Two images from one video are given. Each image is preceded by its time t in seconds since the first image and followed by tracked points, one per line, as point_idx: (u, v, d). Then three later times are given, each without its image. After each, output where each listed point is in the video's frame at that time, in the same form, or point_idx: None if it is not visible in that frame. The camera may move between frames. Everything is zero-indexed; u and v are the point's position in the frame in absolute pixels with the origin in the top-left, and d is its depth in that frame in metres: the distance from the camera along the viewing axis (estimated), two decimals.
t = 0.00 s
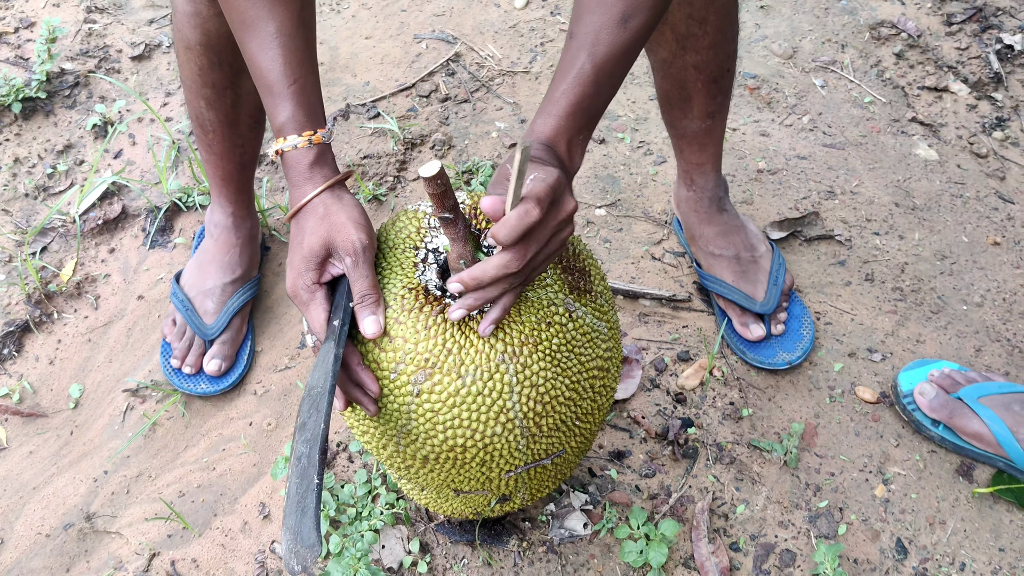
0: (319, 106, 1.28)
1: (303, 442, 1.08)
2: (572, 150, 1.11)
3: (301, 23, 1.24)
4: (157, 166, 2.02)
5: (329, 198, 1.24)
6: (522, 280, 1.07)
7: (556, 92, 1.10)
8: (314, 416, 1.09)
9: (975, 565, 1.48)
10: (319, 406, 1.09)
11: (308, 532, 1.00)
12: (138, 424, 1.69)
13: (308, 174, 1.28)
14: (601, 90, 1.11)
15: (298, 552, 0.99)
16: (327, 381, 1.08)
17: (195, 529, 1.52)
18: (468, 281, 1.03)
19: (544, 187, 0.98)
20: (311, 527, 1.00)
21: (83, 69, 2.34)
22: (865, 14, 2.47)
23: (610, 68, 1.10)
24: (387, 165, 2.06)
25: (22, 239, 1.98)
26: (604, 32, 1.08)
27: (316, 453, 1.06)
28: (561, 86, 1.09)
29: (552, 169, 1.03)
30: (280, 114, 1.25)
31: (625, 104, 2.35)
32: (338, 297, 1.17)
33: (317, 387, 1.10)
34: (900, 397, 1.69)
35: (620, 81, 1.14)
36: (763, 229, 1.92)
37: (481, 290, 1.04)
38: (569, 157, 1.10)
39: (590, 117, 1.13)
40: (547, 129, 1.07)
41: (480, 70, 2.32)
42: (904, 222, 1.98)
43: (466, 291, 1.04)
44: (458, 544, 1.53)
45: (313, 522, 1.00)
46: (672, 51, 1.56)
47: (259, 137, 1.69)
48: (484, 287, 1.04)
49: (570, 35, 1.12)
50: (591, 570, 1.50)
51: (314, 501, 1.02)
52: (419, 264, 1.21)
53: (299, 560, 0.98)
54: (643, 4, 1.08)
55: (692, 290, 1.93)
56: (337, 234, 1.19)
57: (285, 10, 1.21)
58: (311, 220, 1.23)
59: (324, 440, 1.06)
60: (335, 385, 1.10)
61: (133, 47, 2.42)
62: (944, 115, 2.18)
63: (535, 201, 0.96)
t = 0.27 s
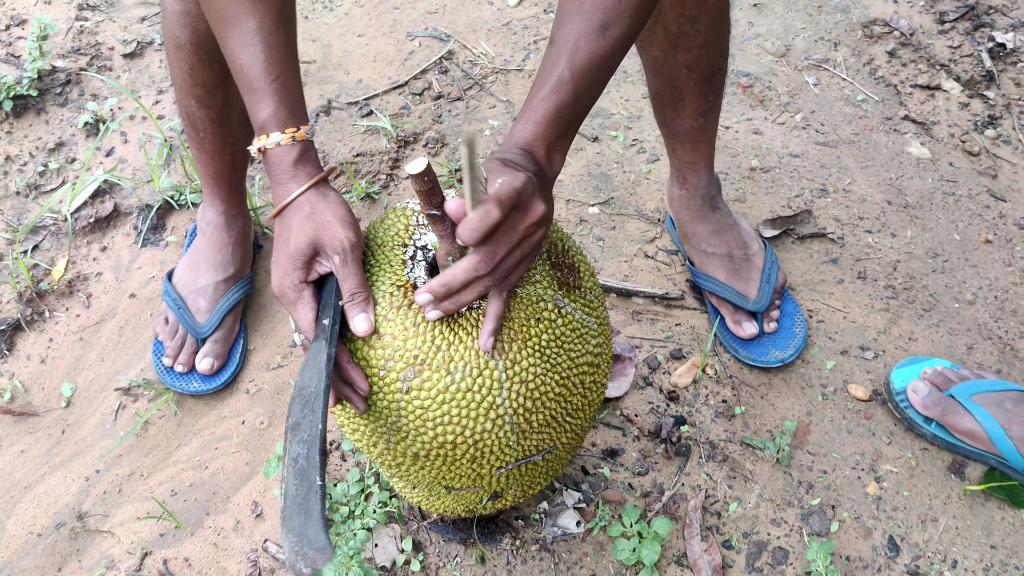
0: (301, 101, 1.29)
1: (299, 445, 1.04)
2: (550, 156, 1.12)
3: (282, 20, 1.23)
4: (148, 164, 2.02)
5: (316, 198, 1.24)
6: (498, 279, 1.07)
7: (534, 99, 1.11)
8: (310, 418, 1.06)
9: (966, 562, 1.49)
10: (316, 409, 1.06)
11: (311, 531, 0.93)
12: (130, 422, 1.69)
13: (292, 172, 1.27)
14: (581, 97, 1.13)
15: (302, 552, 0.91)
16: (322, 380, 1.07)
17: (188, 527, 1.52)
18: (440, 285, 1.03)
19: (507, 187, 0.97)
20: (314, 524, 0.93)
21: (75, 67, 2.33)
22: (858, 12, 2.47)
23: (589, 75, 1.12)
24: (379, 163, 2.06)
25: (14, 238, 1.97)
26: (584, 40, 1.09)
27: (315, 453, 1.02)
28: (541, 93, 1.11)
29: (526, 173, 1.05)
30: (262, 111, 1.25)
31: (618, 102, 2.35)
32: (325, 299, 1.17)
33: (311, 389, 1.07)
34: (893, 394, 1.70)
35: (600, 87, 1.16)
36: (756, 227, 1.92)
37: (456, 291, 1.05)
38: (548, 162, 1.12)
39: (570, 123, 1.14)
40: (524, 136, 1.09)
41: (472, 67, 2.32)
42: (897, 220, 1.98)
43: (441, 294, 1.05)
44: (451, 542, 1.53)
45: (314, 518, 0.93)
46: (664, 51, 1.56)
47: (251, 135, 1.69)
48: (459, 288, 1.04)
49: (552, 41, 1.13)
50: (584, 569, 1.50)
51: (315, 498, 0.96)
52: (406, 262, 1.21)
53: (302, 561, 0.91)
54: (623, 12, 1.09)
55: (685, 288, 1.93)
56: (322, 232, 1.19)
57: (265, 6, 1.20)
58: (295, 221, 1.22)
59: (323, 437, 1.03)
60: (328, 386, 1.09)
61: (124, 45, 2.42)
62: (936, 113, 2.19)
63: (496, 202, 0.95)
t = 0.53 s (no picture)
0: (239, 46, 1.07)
1: (255, 399, 0.93)
2: (544, 155, 1.13)
3: None
4: (144, 160, 2.01)
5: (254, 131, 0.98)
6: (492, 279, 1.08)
7: (528, 97, 1.12)
8: (270, 370, 0.92)
9: (962, 557, 1.49)
10: (276, 362, 0.92)
11: (339, 480, 0.92)
12: (127, 419, 1.69)
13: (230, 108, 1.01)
14: (574, 95, 1.13)
15: (338, 504, 0.92)
16: (282, 330, 0.91)
17: (185, 524, 1.52)
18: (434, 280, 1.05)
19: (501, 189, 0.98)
20: (343, 473, 0.92)
21: (70, 64, 2.33)
22: (853, 9, 2.48)
23: (582, 73, 1.12)
24: (376, 160, 2.07)
25: (10, 234, 1.97)
26: (576, 39, 1.10)
27: (290, 407, 0.93)
28: (534, 92, 1.12)
29: (518, 171, 1.05)
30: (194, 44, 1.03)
31: (614, 99, 2.35)
32: (260, 222, 0.97)
33: (264, 341, 0.92)
34: (890, 388, 1.70)
35: (593, 87, 1.16)
36: (752, 224, 1.92)
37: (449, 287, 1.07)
38: (541, 160, 1.13)
39: (563, 122, 1.15)
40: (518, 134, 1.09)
41: (469, 64, 2.32)
42: (893, 216, 1.99)
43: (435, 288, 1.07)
44: (449, 538, 1.53)
45: (345, 471, 0.92)
46: (656, 48, 1.55)
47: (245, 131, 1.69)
48: (451, 285, 1.06)
49: (545, 40, 1.14)
50: (581, 564, 1.50)
51: (328, 450, 0.93)
52: (399, 262, 1.20)
53: (342, 511, 0.92)
54: (616, 11, 1.10)
55: (681, 285, 1.93)
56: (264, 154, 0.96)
57: None
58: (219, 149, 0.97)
59: (311, 392, 0.92)
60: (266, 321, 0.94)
61: (120, 42, 2.41)
62: (932, 110, 2.19)
63: (490, 202, 0.96)
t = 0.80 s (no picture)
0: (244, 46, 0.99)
1: (234, 202, 0.81)
2: (531, 159, 1.15)
3: None
4: (139, 155, 2.01)
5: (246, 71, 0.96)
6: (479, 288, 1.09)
7: (515, 102, 1.13)
8: (246, 168, 0.83)
9: (956, 550, 1.50)
10: (251, 154, 0.84)
11: (346, 260, 0.84)
12: (122, 413, 1.68)
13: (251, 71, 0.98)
14: (560, 98, 1.14)
15: (350, 284, 0.84)
16: (253, 125, 0.85)
17: (181, 518, 1.52)
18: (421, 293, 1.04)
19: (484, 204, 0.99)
20: (349, 251, 0.85)
21: (65, 58, 2.32)
22: (849, 4, 2.48)
23: (568, 76, 1.13)
24: (371, 155, 2.06)
25: (4, 229, 1.97)
26: (560, 43, 1.11)
27: (275, 198, 0.83)
28: (520, 97, 1.13)
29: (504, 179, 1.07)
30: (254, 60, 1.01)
31: (610, 94, 2.35)
32: (219, 52, 0.91)
33: (237, 141, 0.84)
34: (888, 378, 1.71)
35: (580, 89, 1.17)
36: (748, 218, 1.92)
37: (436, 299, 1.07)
38: (528, 165, 1.15)
39: (550, 125, 1.16)
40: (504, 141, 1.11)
41: (465, 59, 2.32)
42: (888, 211, 1.99)
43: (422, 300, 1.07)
44: (444, 532, 1.53)
45: (351, 251, 0.85)
46: (649, 44, 1.55)
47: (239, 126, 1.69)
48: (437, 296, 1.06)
49: (530, 43, 1.14)
50: (577, 558, 1.50)
51: (328, 232, 0.84)
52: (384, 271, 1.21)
53: (355, 292, 0.84)
54: (600, 11, 1.10)
55: (677, 279, 1.93)
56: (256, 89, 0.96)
57: None
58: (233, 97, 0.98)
59: (296, 176, 0.84)
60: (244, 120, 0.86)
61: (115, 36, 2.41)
62: (928, 105, 2.19)
63: (472, 221, 0.96)
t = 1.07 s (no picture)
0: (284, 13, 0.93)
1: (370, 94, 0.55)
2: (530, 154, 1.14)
3: None
4: (136, 147, 2.01)
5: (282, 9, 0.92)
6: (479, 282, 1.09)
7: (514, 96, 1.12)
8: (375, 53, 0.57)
9: (953, 545, 1.50)
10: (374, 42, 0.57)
11: (509, 101, 0.56)
12: (119, 406, 1.68)
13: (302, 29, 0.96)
14: (558, 92, 1.14)
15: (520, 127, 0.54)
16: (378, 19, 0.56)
17: (177, 511, 1.52)
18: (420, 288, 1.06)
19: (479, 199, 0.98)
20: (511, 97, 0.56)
21: (62, 50, 2.32)
22: None
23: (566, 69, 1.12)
24: (369, 148, 2.09)
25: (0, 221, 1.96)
26: (558, 36, 1.11)
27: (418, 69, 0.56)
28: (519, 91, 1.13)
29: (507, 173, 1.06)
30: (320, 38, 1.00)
31: (608, 88, 2.35)
32: None
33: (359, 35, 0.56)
34: (883, 376, 1.71)
35: (578, 83, 1.17)
36: (745, 213, 1.92)
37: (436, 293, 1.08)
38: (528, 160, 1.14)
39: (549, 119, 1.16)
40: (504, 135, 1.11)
41: (463, 52, 2.31)
42: (886, 207, 1.99)
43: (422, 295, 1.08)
44: (441, 525, 1.53)
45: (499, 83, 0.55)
46: (645, 37, 1.56)
47: (235, 118, 1.69)
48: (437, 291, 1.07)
49: (528, 37, 1.14)
50: (573, 551, 1.50)
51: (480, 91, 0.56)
52: (384, 266, 1.22)
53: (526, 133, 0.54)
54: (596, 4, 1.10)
55: (675, 274, 1.93)
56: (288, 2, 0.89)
57: None
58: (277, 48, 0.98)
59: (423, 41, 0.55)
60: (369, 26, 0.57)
61: (112, 28, 2.40)
62: (926, 101, 2.19)
63: (468, 216, 0.96)
